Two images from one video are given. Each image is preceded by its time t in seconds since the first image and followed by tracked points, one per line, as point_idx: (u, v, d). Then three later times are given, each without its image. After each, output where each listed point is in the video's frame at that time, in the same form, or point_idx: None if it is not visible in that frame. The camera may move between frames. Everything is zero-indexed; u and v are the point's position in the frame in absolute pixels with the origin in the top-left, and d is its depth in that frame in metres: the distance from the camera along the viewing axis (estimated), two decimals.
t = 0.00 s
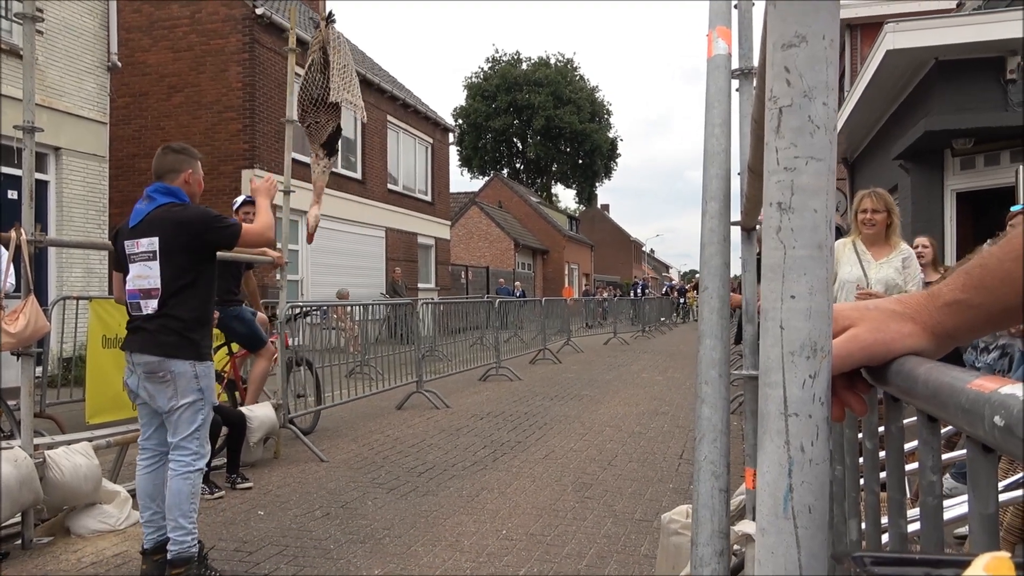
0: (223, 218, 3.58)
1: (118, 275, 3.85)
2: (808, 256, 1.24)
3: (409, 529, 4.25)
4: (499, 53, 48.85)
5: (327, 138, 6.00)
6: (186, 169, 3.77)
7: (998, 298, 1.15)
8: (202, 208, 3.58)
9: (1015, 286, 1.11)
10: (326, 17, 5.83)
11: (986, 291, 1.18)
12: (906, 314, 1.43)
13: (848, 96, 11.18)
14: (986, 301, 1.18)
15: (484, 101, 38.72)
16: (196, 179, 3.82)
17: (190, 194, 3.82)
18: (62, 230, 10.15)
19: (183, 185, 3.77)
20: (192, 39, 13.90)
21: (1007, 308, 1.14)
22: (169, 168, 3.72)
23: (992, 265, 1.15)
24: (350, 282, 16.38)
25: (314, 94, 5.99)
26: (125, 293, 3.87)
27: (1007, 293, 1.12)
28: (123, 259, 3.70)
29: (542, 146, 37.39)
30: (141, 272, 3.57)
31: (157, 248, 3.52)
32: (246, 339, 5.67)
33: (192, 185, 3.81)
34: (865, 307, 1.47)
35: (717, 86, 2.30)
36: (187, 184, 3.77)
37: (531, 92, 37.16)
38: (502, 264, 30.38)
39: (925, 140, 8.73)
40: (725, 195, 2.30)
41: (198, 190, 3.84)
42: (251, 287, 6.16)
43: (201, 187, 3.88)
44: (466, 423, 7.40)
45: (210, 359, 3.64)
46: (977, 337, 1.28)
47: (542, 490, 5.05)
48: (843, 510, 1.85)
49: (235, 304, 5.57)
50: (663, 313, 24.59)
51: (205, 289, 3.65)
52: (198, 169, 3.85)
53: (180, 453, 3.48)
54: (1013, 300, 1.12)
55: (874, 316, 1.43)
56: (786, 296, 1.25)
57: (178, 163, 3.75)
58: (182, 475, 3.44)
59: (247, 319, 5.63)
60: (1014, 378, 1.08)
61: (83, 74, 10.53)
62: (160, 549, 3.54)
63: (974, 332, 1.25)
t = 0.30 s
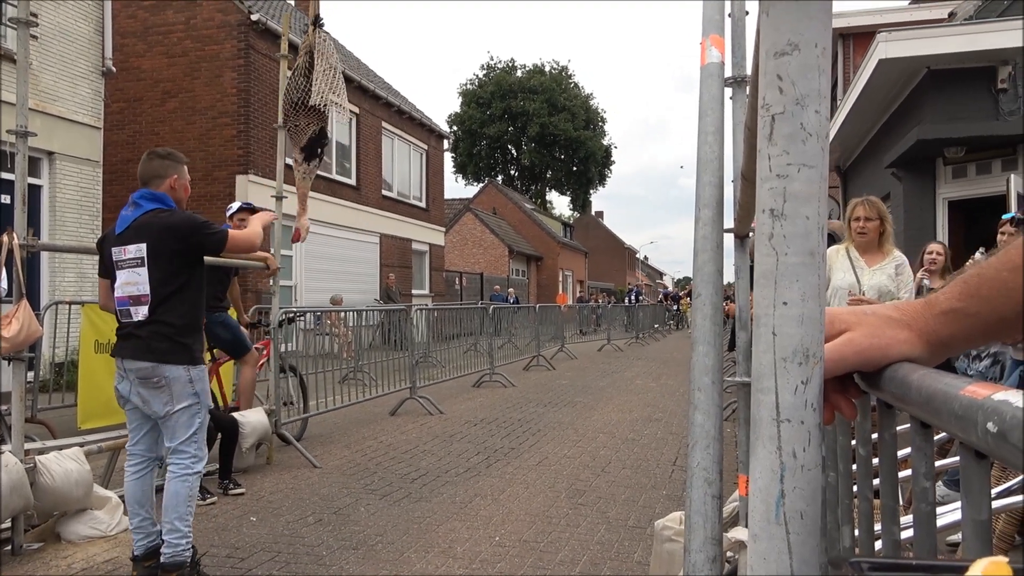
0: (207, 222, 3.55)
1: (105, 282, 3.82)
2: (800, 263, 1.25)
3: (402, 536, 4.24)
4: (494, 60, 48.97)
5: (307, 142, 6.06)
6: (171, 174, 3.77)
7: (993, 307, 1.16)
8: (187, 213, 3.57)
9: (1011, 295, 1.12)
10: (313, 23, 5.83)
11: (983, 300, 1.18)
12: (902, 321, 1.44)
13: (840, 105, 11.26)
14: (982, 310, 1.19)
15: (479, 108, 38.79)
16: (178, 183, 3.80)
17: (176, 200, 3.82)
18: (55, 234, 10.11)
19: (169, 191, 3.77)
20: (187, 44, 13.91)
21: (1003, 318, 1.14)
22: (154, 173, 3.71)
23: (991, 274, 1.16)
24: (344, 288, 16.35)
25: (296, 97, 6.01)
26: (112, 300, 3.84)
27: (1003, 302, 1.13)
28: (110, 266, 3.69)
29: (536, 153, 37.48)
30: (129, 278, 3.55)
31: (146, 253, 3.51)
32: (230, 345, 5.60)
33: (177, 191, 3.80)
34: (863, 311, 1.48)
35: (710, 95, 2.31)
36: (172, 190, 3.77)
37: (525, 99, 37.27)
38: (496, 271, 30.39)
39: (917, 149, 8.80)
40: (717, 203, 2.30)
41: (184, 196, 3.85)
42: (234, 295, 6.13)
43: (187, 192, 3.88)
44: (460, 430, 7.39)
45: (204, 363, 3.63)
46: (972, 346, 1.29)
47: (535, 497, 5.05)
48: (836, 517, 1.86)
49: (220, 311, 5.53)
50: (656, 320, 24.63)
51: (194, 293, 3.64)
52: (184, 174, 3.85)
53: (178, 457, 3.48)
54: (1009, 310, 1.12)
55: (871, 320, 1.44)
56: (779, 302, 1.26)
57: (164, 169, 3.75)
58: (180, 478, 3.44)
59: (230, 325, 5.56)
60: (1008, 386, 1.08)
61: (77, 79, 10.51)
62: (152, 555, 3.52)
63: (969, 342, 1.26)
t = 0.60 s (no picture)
0: (202, 223, 3.54)
1: (97, 283, 3.81)
2: (793, 264, 1.25)
3: (397, 538, 4.23)
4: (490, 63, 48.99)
5: (306, 141, 6.05)
6: (163, 176, 3.76)
7: (995, 311, 1.17)
8: (179, 214, 3.56)
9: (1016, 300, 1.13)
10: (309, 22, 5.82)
11: (989, 305, 1.19)
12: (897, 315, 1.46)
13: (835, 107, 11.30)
14: (985, 315, 1.20)
15: (474, 110, 38.80)
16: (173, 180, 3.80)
17: (169, 201, 3.82)
18: (49, 236, 10.08)
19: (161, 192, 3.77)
20: (182, 45, 13.89)
21: (1006, 325, 1.15)
22: (144, 176, 3.71)
23: (1000, 281, 1.17)
24: (339, 290, 16.33)
25: (294, 97, 6.00)
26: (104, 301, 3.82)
27: (1006, 306, 1.14)
28: (103, 267, 3.69)
29: (532, 155, 37.52)
30: (120, 279, 3.56)
31: (137, 254, 3.51)
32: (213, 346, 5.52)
33: (169, 192, 3.80)
34: (871, 306, 1.48)
35: (704, 97, 2.32)
36: (164, 192, 3.77)
37: (521, 101, 37.31)
38: (492, 272, 30.42)
39: (911, 152, 8.83)
40: (712, 205, 2.31)
41: (176, 196, 3.85)
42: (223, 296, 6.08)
43: (179, 192, 3.88)
44: (455, 431, 7.38)
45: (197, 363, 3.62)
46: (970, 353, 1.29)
47: (530, 499, 5.04)
48: (831, 518, 1.87)
49: (203, 312, 5.45)
50: (652, 322, 24.64)
51: (185, 293, 3.62)
52: (174, 174, 3.84)
53: (174, 458, 3.48)
54: (1012, 317, 1.13)
55: (876, 316, 1.45)
56: (771, 303, 1.27)
57: (155, 172, 3.74)
58: (176, 479, 3.44)
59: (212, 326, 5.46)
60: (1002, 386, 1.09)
61: (72, 80, 10.49)
62: (147, 558, 3.51)
63: (968, 349, 1.27)
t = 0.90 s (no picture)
0: (201, 224, 3.55)
1: (93, 284, 3.80)
2: (797, 259, 1.29)
3: (397, 536, 4.23)
4: (486, 61, 48.94)
5: (316, 139, 6.05)
6: (163, 178, 3.76)
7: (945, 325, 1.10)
8: (178, 214, 3.55)
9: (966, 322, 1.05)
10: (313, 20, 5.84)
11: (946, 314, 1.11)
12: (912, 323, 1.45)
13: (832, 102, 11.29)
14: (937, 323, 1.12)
15: (471, 108, 38.74)
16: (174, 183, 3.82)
17: (168, 203, 3.82)
18: (46, 238, 10.05)
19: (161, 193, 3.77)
20: (178, 45, 13.85)
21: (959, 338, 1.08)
22: (144, 178, 3.70)
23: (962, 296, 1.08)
24: (336, 289, 16.31)
25: (302, 97, 6.01)
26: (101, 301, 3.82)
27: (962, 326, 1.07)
28: (99, 267, 3.68)
29: (529, 153, 37.50)
30: (115, 279, 3.55)
31: (134, 254, 3.50)
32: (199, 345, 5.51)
33: (170, 194, 3.81)
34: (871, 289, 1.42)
35: (703, 93, 2.32)
36: (164, 194, 3.77)
37: (517, 99, 37.29)
38: (490, 270, 30.44)
39: (907, 147, 8.84)
40: (712, 201, 2.31)
41: (176, 198, 3.85)
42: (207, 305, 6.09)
43: (179, 194, 3.88)
44: (455, 430, 7.38)
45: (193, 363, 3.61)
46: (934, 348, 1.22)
47: (531, 496, 5.04)
48: (830, 514, 1.87)
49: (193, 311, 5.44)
50: (650, 318, 24.65)
51: (182, 294, 3.62)
52: (174, 176, 3.84)
53: (173, 457, 3.47)
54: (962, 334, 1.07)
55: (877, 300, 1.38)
56: (775, 299, 1.31)
57: (154, 173, 3.73)
58: (177, 478, 3.44)
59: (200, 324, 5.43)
60: (1000, 379, 1.11)
61: (67, 81, 10.47)
62: (147, 558, 3.50)
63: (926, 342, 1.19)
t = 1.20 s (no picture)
0: (196, 232, 3.55)
1: (92, 293, 3.81)
2: (785, 258, 1.30)
3: (402, 539, 4.24)
4: (482, 61, 48.96)
5: (323, 143, 6.07)
6: (159, 185, 3.76)
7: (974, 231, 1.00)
8: (175, 223, 3.56)
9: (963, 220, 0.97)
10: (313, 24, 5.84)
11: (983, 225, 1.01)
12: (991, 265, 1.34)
13: (829, 96, 11.28)
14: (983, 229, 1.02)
15: (468, 108, 38.74)
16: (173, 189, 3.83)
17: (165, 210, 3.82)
18: (46, 246, 10.06)
19: (157, 202, 3.76)
20: (173, 51, 13.86)
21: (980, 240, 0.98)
22: (142, 184, 3.71)
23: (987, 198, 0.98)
24: (337, 292, 16.31)
25: (306, 102, 5.97)
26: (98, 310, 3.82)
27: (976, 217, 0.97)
28: (96, 276, 3.68)
29: (527, 152, 37.48)
30: (114, 287, 3.55)
31: (130, 262, 3.51)
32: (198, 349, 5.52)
33: (165, 202, 3.80)
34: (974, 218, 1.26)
35: (695, 92, 2.32)
36: (160, 201, 3.76)
37: (514, 99, 37.31)
38: (490, 271, 30.44)
39: (905, 140, 8.84)
40: (706, 199, 2.32)
41: (173, 206, 3.85)
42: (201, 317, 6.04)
43: (175, 202, 3.88)
44: (458, 431, 7.39)
45: (192, 369, 3.61)
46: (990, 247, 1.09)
47: (534, 496, 5.05)
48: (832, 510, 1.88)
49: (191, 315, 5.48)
50: (651, 316, 24.66)
51: (179, 301, 3.62)
52: (172, 184, 3.84)
53: (175, 464, 3.48)
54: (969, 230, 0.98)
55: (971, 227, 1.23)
56: (764, 298, 1.32)
57: (152, 180, 3.74)
58: (180, 485, 3.45)
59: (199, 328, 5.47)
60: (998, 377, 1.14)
61: (63, 89, 10.47)
62: (153, 565, 3.52)
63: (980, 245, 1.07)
